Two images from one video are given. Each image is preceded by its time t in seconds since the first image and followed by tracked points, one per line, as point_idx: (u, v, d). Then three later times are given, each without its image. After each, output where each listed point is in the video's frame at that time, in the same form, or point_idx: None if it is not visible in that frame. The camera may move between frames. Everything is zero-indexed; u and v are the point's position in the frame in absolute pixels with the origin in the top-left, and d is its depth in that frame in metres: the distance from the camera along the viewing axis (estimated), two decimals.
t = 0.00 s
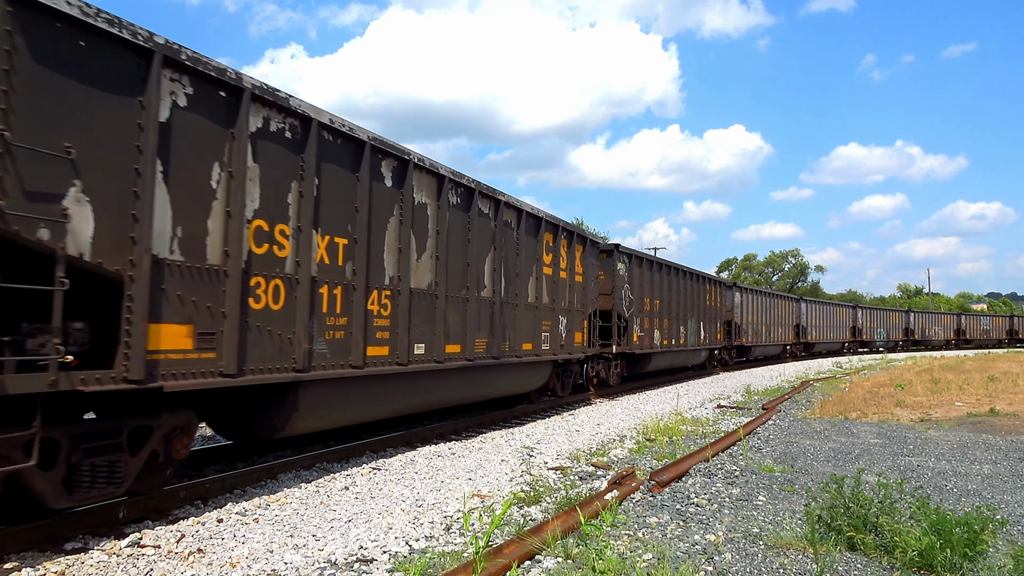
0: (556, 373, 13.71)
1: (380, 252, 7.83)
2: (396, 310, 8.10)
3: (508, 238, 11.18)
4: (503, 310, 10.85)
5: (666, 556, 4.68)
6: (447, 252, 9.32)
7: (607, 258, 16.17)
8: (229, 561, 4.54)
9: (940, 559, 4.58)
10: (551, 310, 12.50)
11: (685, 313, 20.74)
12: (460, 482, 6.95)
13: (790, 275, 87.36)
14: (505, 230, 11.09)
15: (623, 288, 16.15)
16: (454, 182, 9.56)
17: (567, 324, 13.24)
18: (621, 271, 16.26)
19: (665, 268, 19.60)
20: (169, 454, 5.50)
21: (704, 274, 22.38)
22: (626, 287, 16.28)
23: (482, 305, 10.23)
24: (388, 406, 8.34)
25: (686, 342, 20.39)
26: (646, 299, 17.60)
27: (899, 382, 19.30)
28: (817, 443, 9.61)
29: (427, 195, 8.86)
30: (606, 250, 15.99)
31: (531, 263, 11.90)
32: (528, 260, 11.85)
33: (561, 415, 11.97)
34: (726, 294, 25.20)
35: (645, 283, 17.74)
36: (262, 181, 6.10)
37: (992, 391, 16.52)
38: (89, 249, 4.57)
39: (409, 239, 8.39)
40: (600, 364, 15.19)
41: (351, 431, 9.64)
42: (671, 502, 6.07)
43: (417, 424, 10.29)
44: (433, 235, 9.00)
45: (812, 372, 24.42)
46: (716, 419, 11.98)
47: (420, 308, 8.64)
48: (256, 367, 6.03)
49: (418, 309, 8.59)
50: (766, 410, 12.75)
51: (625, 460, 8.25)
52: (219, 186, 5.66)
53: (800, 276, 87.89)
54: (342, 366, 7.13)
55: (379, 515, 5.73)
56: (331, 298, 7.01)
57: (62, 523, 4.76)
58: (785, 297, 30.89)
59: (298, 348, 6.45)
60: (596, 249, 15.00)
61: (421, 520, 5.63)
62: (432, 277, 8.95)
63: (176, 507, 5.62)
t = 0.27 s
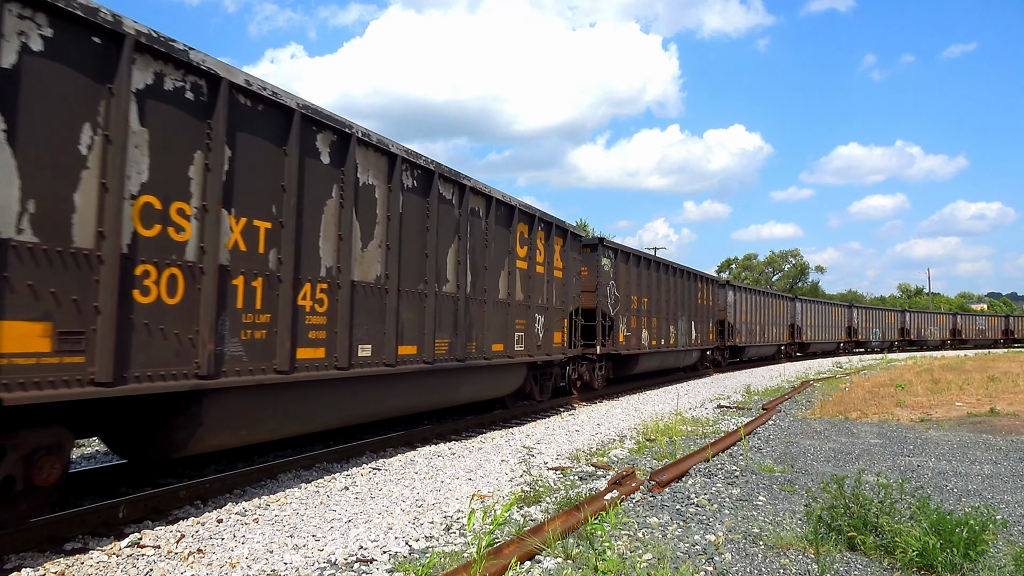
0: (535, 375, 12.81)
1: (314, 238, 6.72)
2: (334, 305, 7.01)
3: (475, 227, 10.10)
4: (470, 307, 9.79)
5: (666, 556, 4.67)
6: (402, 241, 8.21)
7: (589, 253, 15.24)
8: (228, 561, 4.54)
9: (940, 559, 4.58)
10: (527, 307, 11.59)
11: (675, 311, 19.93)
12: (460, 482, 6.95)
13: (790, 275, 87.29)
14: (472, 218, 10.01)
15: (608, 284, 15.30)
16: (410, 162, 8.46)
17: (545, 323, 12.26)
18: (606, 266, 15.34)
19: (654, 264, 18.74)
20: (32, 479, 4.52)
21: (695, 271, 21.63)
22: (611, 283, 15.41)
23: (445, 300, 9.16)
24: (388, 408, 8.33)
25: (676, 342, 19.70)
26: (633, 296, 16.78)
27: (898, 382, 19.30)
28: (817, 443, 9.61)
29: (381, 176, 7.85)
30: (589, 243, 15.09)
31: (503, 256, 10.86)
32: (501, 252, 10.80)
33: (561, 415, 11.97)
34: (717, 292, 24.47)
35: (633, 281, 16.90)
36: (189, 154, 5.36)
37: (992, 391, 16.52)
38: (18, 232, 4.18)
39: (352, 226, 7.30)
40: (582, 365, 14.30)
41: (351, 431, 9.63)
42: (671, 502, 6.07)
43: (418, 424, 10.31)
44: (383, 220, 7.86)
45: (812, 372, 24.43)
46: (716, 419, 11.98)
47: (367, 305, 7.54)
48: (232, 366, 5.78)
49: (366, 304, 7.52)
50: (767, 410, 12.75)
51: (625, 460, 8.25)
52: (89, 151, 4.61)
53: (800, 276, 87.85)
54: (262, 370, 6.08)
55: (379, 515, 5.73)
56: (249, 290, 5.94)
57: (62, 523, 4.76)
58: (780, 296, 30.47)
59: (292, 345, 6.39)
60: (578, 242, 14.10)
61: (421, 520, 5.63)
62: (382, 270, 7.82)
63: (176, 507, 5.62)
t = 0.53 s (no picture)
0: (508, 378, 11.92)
1: (297, 233, 6.45)
2: (251, 298, 5.91)
3: (435, 216, 9.09)
4: (427, 303, 8.81)
5: (665, 556, 4.67)
6: (341, 226, 7.11)
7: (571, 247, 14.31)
8: (229, 561, 4.54)
9: (940, 559, 4.58)
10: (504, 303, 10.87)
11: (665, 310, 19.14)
12: (460, 482, 6.95)
13: (790, 275, 87.24)
14: (431, 206, 9.00)
15: (593, 281, 14.47)
16: (354, 138, 7.40)
17: (517, 322, 11.35)
18: (589, 261, 14.44)
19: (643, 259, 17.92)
20: None
21: (687, 268, 20.89)
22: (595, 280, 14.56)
23: (397, 294, 8.16)
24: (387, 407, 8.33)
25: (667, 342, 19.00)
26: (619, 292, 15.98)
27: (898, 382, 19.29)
28: (817, 443, 9.61)
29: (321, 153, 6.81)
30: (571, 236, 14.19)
31: (468, 248, 9.92)
32: (465, 245, 9.83)
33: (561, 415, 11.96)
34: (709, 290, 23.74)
35: (620, 277, 16.10)
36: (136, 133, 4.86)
37: (992, 391, 16.52)
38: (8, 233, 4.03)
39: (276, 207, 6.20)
40: (563, 367, 13.48)
41: (350, 430, 9.63)
42: (671, 502, 6.07)
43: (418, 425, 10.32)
44: (319, 202, 6.77)
45: (812, 372, 24.42)
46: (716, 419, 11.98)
47: (297, 299, 6.45)
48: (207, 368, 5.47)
49: (295, 298, 6.43)
50: (767, 410, 12.75)
51: (625, 460, 8.24)
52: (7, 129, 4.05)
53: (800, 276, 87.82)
54: (150, 377, 4.96)
55: (379, 515, 5.73)
56: (133, 280, 4.81)
57: (62, 523, 4.76)
58: (774, 294, 30.05)
59: (291, 342, 6.37)
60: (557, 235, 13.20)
61: (421, 520, 5.62)
62: (317, 260, 6.72)
63: (176, 507, 5.62)
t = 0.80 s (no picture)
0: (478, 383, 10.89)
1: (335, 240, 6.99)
2: (136, 290, 4.80)
3: (386, 199, 7.97)
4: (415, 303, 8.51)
5: (665, 556, 4.67)
6: (325, 221, 6.85)
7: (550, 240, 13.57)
8: (228, 561, 4.54)
9: (940, 560, 4.58)
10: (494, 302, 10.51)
11: (652, 308, 18.47)
12: (460, 482, 6.95)
13: (790, 275, 87.19)
14: (380, 187, 7.85)
15: (574, 277, 13.78)
16: (281, 105, 6.31)
17: (485, 321, 10.28)
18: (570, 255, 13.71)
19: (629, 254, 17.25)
20: None
21: (676, 266, 20.27)
22: (576, 276, 13.84)
23: (338, 289, 7.04)
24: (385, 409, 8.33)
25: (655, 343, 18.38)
26: (602, 288, 15.29)
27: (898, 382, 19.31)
28: (817, 443, 9.61)
29: (239, 120, 5.76)
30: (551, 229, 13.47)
31: (428, 237, 8.83)
32: (422, 234, 8.69)
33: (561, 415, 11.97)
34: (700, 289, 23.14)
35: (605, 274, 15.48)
36: (100, 120, 4.58)
37: (992, 391, 16.52)
38: (20, 232, 4.07)
39: (171, 179, 5.12)
40: (543, 368, 12.63)
41: (350, 430, 9.62)
42: (671, 502, 6.07)
43: (419, 424, 10.33)
44: (231, 176, 5.70)
45: (812, 372, 24.43)
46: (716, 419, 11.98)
47: (200, 291, 5.37)
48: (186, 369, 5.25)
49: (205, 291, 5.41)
50: (766, 410, 12.76)
51: (625, 460, 8.24)
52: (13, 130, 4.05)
53: (800, 276, 87.81)
54: (184, 374, 5.23)
55: (379, 515, 5.73)
56: (201, 284, 5.37)
57: (62, 523, 4.77)
58: (767, 293, 29.69)
59: (331, 341, 6.93)
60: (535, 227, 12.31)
61: (421, 520, 5.63)
62: (228, 245, 5.64)
63: (176, 507, 5.62)
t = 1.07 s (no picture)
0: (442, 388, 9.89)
1: (366, 247, 7.57)
2: (202, 294, 5.38)
3: (324, 177, 6.90)
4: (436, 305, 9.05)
5: (665, 556, 4.67)
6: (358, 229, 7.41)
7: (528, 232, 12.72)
8: (228, 561, 4.53)
9: (940, 560, 4.58)
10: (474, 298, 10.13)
11: (639, 306, 17.67)
12: (460, 482, 6.95)
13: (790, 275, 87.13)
14: (314, 164, 6.75)
15: (553, 272, 12.93)
16: (178, 60, 5.17)
17: (446, 318, 9.29)
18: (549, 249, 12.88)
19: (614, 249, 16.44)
20: None
21: (665, 263, 19.52)
22: (555, 271, 12.99)
23: (258, 280, 5.96)
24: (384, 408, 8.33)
25: (643, 344, 17.68)
26: (585, 285, 14.47)
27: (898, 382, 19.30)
28: (817, 443, 9.61)
29: (133, 83, 4.77)
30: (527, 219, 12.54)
31: (376, 224, 7.79)
32: (367, 218, 7.64)
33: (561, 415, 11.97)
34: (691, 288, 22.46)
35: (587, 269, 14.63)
36: (63, 111, 4.34)
37: (992, 391, 16.51)
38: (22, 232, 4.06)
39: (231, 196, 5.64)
40: (518, 371, 11.71)
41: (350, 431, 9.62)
42: (671, 502, 6.07)
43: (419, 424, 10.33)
44: (206, 171, 5.42)
45: (812, 372, 24.43)
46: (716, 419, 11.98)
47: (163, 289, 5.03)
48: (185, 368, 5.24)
49: (164, 286, 5.05)
50: (766, 410, 12.76)
51: (625, 460, 8.24)
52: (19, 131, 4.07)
53: (800, 276, 87.76)
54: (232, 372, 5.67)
55: (379, 515, 5.73)
56: (255, 289, 5.92)
57: (62, 523, 4.77)
58: (760, 292, 29.27)
59: (364, 341, 7.50)
60: (505, 216, 11.34)
61: (421, 520, 5.63)
62: (202, 243, 5.36)
63: (176, 507, 5.62)
